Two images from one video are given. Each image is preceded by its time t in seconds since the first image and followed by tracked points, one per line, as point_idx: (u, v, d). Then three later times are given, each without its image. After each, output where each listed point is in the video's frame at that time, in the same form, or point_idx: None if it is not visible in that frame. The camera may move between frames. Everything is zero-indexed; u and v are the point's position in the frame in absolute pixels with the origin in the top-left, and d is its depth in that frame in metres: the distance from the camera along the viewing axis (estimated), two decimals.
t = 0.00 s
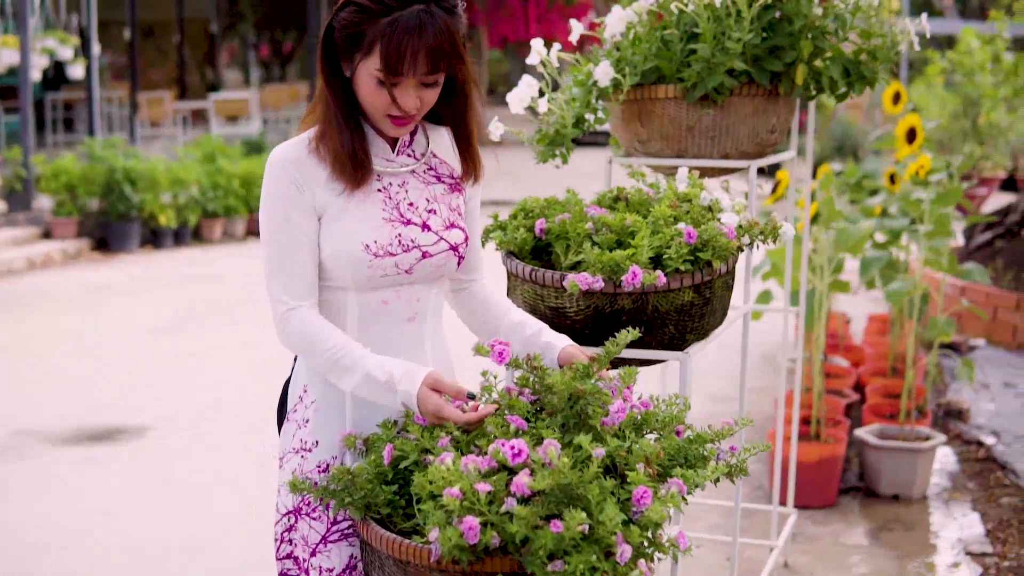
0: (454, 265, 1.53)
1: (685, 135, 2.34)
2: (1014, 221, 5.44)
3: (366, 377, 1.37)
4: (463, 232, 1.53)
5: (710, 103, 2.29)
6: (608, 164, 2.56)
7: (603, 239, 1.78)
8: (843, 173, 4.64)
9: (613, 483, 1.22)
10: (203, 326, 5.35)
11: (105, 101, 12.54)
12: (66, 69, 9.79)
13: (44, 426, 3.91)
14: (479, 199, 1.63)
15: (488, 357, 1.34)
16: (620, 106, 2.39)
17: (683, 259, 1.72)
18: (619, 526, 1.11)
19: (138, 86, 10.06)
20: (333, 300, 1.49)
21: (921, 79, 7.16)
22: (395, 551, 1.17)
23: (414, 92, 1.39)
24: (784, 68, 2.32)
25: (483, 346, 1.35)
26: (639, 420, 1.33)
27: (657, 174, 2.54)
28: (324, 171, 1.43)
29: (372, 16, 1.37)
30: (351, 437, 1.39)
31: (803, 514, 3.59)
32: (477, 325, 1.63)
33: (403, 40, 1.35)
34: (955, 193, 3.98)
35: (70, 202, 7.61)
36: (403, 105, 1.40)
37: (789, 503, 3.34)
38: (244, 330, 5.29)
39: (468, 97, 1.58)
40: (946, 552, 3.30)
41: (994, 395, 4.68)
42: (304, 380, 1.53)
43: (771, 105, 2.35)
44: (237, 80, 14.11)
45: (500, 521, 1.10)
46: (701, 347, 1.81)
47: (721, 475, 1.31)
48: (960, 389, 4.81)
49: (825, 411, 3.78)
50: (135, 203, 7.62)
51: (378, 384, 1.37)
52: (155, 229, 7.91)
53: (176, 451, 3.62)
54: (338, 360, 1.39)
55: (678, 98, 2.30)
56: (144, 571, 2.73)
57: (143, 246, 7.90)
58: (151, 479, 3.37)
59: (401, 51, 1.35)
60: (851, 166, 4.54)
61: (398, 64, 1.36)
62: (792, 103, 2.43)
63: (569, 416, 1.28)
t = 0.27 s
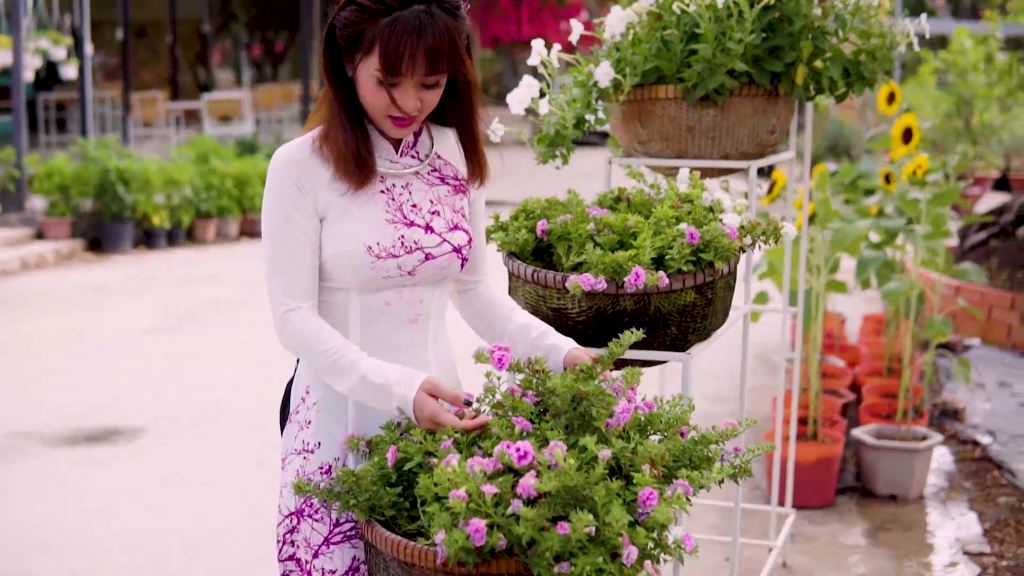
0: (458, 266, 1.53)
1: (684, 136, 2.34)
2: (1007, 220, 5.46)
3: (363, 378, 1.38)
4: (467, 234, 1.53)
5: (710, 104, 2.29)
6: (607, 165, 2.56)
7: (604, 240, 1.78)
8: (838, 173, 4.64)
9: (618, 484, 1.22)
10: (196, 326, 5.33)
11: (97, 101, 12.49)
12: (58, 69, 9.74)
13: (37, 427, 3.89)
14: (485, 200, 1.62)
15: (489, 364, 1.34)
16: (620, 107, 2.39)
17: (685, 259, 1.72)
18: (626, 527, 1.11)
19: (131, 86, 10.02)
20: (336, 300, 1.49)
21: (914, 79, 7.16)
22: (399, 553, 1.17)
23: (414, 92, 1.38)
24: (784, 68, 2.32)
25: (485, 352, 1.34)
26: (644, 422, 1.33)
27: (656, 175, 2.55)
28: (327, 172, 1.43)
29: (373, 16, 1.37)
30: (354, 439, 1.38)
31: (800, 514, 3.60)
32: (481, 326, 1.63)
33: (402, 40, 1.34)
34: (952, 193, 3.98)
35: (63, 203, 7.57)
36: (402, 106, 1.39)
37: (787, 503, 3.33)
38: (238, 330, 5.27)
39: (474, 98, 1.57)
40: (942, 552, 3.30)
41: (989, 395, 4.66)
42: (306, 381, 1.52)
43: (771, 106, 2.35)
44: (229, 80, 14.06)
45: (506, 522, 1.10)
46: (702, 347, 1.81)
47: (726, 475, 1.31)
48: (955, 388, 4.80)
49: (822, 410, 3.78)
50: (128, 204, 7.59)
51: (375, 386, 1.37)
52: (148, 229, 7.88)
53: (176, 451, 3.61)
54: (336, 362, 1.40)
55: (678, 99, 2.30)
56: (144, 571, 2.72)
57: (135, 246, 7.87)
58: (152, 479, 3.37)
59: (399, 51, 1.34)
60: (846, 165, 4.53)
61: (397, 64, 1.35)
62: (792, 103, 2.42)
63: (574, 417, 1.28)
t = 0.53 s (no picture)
0: (460, 269, 1.53)
1: (683, 137, 2.34)
2: (1000, 220, 5.50)
3: (357, 383, 1.38)
4: (470, 237, 1.53)
5: (709, 105, 2.29)
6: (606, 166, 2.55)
7: (606, 241, 1.78)
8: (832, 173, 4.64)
9: (624, 486, 1.22)
10: (188, 328, 5.30)
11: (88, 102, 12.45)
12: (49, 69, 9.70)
13: (31, 429, 3.87)
14: (488, 202, 1.62)
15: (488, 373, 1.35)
16: (619, 108, 2.39)
17: (687, 261, 1.72)
18: (632, 529, 1.11)
19: (121, 87, 9.97)
20: (337, 303, 1.48)
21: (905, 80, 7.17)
22: (405, 556, 1.17)
23: (416, 95, 1.38)
24: (784, 69, 2.32)
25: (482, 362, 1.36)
26: (648, 423, 1.32)
27: (655, 176, 2.54)
28: (328, 174, 1.43)
29: (374, 18, 1.36)
30: (356, 442, 1.38)
31: (796, 514, 3.60)
32: (486, 328, 1.63)
33: (403, 42, 1.34)
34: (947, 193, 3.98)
35: (55, 204, 7.53)
36: (403, 108, 1.38)
37: (784, 503, 3.33)
38: (230, 331, 5.25)
39: (477, 100, 1.57)
40: (939, 552, 3.30)
41: (983, 395, 4.66)
42: (308, 384, 1.52)
43: (770, 107, 2.35)
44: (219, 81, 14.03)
45: (512, 525, 1.10)
46: (704, 348, 1.81)
47: (732, 476, 1.30)
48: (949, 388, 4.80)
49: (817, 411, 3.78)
50: (119, 205, 7.55)
51: (368, 392, 1.37)
52: (140, 231, 7.85)
53: (177, 451, 3.60)
54: (331, 366, 1.39)
55: (678, 100, 2.30)
56: (144, 571, 2.72)
57: (127, 247, 7.84)
58: (152, 479, 3.36)
59: (400, 54, 1.34)
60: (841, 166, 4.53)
61: (398, 67, 1.35)
62: (791, 104, 2.42)
63: (578, 420, 1.28)
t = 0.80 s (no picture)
0: (461, 271, 1.52)
1: (681, 138, 2.34)
2: (993, 221, 5.48)
3: (352, 386, 1.38)
4: (471, 238, 1.52)
5: (707, 106, 2.29)
6: (603, 167, 2.55)
7: (606, 243, 1.78)
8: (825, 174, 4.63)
9: (627, 488, 1.22)
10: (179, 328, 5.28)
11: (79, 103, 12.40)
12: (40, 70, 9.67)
13: (25, 430, 3.85)
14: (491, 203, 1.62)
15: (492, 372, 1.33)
16: (617, 109, 2.39)
17: (687, 262, 1.72)
18: (636, 531, 1.11)
19: (113, 87, 9.94)
20: (338, 305, 1.48)
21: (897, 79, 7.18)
22: (408, 559, 1.16)
23: (416, 96, 1.37)
24: (781, 70, 2.32)
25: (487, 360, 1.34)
26: (649, 425, 1.32)
27: (653, 177, 2.54)
28: (328, 176, 1.43)
29: (374, 19, 1.36)
30: (356, 445, 1.37)
31: (791, 514, 3.60)
32: (489, 329, 1.63)
33: (404, 43, 1.33)
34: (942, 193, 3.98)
35: (46, 204, 7.51)
36: (404, 109, 1.38)
37: (779, 504, 3.33)
38: (222, 331, 5.23)
39: (478, 100, 1.57)
40: (934, 552, 3.31)
41: (976, 395, 4.66)
42: (309, 386, 1.52)
43: (768, 108, 2.35)
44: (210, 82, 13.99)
45: (516, 527, 1.09)
46: (703, 349, 1.81)
47: (735, 478, 1.30)
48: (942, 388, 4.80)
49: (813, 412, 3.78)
50: (111, 206, 7.53)
51: (362, 395, 1.37)
52: (132, 231, 7.82)
53: (177, 452, 3.61)
54: (325, 370, 1.40)
55: (676, 101, 2.30)
56: (144, 572, 2.72)
57: (119, 248, 7.81)
58: (152, 479, 3.37)
59: (401, 55, 1.33)
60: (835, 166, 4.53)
61: (398, 68, 1.34)
62: (789, 105, 2.43)
63: (581, 421, 1.28)
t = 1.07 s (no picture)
0: (461, 272, 1.52)
1: (678, 138, 2.34)
2: (983, 221, 5.41)
3: (347, 389, 1.37)
4: (471, 239, 1.52)
5: (704, 107, 2.29)
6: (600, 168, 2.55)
7: (605, 244, 1.78)
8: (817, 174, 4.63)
9: (630, 490, 1.21)
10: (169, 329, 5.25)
11: (67, 104, 12.34)
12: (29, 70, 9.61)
13: (17, 432, 3.83)
14: (492, 203, 1.62)
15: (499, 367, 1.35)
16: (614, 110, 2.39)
17: (687, 263, 1.72)
18: (639, 533, 1.10)
19: (101, 87, 9.88)
20: (338, 306, 1.48)
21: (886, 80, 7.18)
22: (410, 561, 1.16)
23: (417, 96, 1.37)
24: (778, 71, 2.32)
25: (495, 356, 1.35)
26: (650, 426, 1.32)
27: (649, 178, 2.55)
28: (328, 177, 1.42)
29: (373, 19, 1.35)
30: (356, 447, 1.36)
31: (786, 514, 3.60)
32: (490, 330, 1.63)
33: (403, 43, 1.33)
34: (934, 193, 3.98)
35: (35, 205, 7.46)
36: (405, 109, 1.37)
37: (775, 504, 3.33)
38: (211, 332, 5.20)
39: (478, 101, 1.56)
40: (928, 552, 3.31)
41: (968, 395, 4.67)
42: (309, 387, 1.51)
43: (764, 109, 2.35)
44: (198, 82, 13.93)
45: (520, 530, 1.09)
46: (702, 350, 1.81)
47: (737, 479, 1.30)
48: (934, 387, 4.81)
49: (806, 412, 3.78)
50: (100, 207, 7.48)
51: (358, 397, 1.37)
52: (121, 232, 7.78)
53: (177, 451, 3.60)
54: (321, 372, 1.39)
55: (672, 101, 2.30)
56: (145, 572, 2.72)
57: (108, 249, 7.77)
58: (152, 479, 3.36)
59: (401, 55, 1.33)
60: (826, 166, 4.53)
61: (398, 68, 1.34)
62: (785, 106, 2.43)
63: (584, 423, 1.27)
